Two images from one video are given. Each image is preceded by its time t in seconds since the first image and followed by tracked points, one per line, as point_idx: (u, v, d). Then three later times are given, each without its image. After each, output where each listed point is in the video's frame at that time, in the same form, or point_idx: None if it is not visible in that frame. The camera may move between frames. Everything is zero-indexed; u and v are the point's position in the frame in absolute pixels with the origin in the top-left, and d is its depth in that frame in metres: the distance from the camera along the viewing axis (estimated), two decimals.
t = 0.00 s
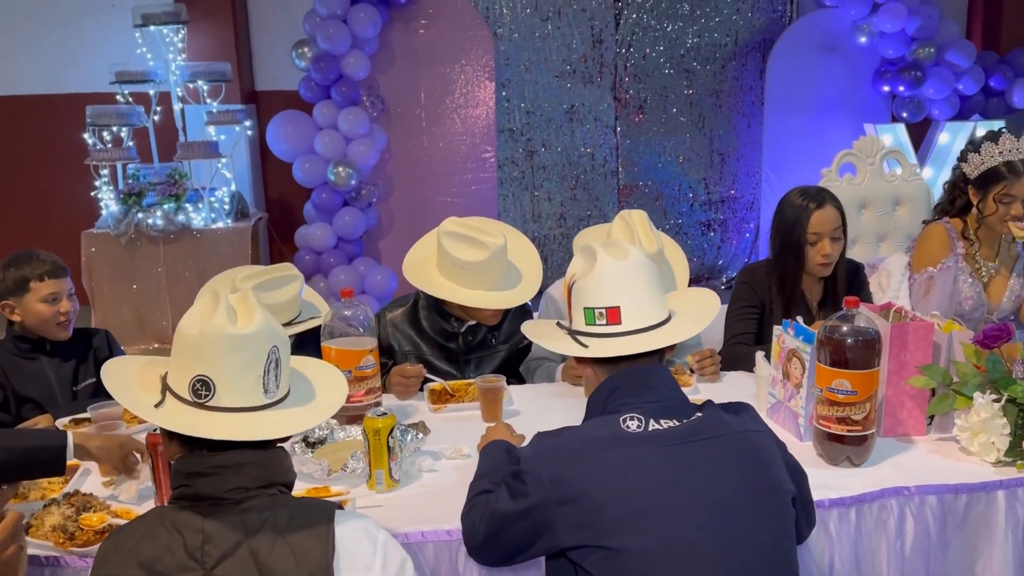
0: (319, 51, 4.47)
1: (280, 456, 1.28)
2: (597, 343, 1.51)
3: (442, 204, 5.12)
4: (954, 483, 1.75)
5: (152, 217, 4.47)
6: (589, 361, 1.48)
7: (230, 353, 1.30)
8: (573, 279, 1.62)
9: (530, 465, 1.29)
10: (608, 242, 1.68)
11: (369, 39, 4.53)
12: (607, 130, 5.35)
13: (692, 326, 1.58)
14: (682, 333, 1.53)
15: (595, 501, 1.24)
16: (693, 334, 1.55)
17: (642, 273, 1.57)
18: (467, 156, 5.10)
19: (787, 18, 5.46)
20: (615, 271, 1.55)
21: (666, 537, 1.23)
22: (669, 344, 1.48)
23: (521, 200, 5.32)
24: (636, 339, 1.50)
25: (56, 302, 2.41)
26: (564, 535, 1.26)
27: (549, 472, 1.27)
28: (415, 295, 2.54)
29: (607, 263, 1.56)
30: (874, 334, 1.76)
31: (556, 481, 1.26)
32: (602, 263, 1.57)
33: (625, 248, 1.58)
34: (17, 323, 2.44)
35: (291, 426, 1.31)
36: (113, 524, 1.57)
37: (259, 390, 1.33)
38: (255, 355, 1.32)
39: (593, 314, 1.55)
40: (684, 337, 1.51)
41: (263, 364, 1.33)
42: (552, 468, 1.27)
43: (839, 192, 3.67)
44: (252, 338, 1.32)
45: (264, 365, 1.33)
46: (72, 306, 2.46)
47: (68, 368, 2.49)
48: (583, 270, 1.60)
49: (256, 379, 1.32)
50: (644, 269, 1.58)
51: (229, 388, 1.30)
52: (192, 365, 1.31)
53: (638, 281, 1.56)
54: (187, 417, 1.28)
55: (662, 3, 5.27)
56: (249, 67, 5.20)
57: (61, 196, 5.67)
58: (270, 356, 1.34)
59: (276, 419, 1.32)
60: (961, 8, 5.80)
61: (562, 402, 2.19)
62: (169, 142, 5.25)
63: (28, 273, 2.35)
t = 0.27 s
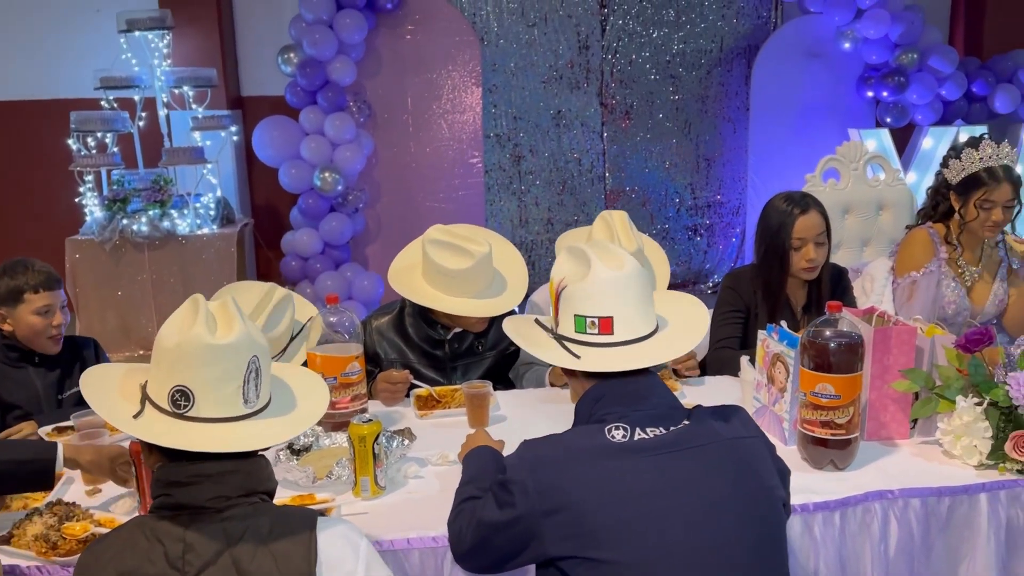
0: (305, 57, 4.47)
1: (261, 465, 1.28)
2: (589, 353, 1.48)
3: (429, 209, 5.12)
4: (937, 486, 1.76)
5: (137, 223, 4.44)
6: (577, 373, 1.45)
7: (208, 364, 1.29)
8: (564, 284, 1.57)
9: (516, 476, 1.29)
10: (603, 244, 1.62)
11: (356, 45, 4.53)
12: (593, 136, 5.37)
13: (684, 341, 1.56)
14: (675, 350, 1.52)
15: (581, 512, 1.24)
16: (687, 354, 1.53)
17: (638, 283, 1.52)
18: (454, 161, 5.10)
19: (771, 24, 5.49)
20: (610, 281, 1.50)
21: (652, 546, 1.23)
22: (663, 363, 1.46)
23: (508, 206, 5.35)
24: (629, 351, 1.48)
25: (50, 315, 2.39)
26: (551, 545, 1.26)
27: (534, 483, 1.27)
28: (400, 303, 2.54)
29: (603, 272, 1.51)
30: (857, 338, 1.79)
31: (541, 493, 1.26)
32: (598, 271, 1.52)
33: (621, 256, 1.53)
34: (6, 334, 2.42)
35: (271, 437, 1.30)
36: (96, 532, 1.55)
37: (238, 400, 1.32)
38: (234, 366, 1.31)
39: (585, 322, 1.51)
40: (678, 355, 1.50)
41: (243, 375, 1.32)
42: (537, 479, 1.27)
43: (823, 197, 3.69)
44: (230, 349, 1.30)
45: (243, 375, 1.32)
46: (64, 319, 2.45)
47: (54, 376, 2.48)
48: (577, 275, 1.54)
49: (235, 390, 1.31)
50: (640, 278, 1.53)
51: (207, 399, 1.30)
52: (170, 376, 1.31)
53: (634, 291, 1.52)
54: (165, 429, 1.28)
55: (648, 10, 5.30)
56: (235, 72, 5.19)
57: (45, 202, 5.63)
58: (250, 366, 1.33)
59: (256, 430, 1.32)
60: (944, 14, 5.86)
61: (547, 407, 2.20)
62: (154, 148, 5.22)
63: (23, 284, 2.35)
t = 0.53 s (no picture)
0: (290, 62, 4.45)
1: (243, 473, 1.29)
2: (578, 373, 1.42)
3: (416, 215, 5.11)
4: (919, 490, 1.77)
5: (121, 229, 4.41)
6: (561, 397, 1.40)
7: (189, 372, 1.29)
8: (547, 299, 1.47)
9: (495, 488, 1.29)
10: (590, 251, 1.52)
11: (341, 50, 4.53)
12: (580, 141, 5.38)
13: (671, 356, 1.52)
14: (664, 368, 1.48)
15: (558, 525, 1.24)
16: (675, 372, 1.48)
17: (629, 300, 1.45)
18: (441, 167, 5.10)
19: (756, 30, 5.53)
20: (601, 302, 1.41)
21: (633, 554, 1.24)
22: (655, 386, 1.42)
23: (495, 211, 5.35)
24: (618, 370, 1.43)
25: (37, 322, 2.38)
26: (530, 558, 1.26)
27: (512, 495, 1.28)
28: (386, 308, 2.54)
29: (593, 291, 1.42)
30: (838, 343, 1.80)
31: (519, 505, 1.27)
32: (588, 289, 1.42)
33: (611, 273, 1.44)
34: None
35: (253, 443, 1.32)
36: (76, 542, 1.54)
37: (218, 408, 1.32)
38: (213, 374, 1.31)
39: (572, 340, 1.44)
40: (668, 376, 1.45)
41: (223, 382, 1.33)
42: (514, 490, 1.28)
43: (806, 202, 3.72)
44: (209, 356, 1.30)
45: (223, 383, 1.33)
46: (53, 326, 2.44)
47: (40, 383, 2.46)
48: (565, 290, 1.45)
49: (215, 398, 1.32)
50: (630, 296, 1.45)
51: (188, 408, 1.30)
52: (147, 387, 1.30)
53: (624, 309, 1.44)
54: (146, 439, 1.28)
55: (633, 15, 5.33)
56: (220, 78, 5.17)
57: (28, 208, 5.58)
58: (229, 373, 1.33)
59: (237, 436, 1.33)
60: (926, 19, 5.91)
61: (532, 413, 2.20)
62: (138, 153, 5.20)
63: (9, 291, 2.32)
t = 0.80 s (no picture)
0: (276, 66, 4.45)
1: (223, 479, 1.28)
2: (555, 371, 1.45)
3: (403, 219, 5.10)
4: (902, 492, 1.78)
5: (105, 233, 4.39)
6: (538, 393, 1.42)
7: (168, 377, 1.28)
8: (521, 300, 1.50)
9: (472, 491, 1.31)
10: (559, 251, 1.56)
11: (328, 54, 4.53)
12: (567, 145, 5.44)
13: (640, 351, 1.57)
14: (636, 360, 1.52)
15: (535, 530, 1.25)
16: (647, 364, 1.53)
17: (600, 295, 1.50)
18: (428, 171, 5.07)
19: (741, 34, 5.56)
20: (575, 298, 1.46)
21: (611, 560, 1.24)
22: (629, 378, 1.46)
23: (483, 215, 5.40)
24: (595, 365, 1.47)
25: (17, 317, 2.36)
26: (508, 563, 1.27)
27: (489, 497, 1.29)
28: (371, 312, 2.53)
29: (567, 288, 1.46)
30: (821, 345, 1.81)
31: (496, 508, 1.28)
32: (562, 285, 1.47)
33: (583, 270, 1.49)
34: None
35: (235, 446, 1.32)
36: (57, 548, 1.53)
37: (199, 412, 1.32)
38: (193, 377, 1.31)
39: (548, 338, 1.47)
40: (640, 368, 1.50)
41: (202, 386, 1.32)
42: (490, 492, 1.29)
43: (790, 207, 3.74)
44: (190, 359, 1.30)
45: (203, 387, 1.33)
46: (32, 321, 2.42)
47: (23, 387, 2.44)
48: (539, 288, 1.49)
49: (195, 402, 1.32)
50: (601, 292, 1.50)
51: (168, 413, 1.29)
52: (127, 392, 1.29)
53: (597, 303, 1.49)
54: (126, 445, 1.27)
55: (619, 20, 5.36)
56: (206, 82, 5.16)
57: (12, 212, 5.54)
58: (209, 377, 1.33)
59: (218, 441, 1.33)
60: (910, 24, 5.97)
61: (517, 417, 2.20)
62: (124, 158, 5.18)
63: None
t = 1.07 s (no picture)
0: (262, 69, 4.43)
1: (207, 483, 1.28)
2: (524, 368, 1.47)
3: (390, 222, 5.10)
4: (884, 494, 1.79)
5: (90, 237, 4.36)
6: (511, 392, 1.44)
7: (146, 382, 1.27)
8: (491, 299, 1.54)
9: (454, 497, 1.31)
10: (531, 254, 1.59)
11: (314, 57, 4.52)
12: (554, 149, 5.46)
13: (617, 348, 1.57)
14: (609, 357, 1.52)
15: (515, 535, 1.26)
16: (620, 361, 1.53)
17: (568, 293, 1.52)
18: (415, 174, 5.07)
19: (727, 39, 5.58)
20: (542, 294, 1.49)
21: (591, 565, 1.25)
22: (599, 374, 1.46)
23: (470, 218, 5.42)
24: (564, 363, 1.48)
25: None
26: (489, 568, 1.28)
27: (468, 503, 1.30)
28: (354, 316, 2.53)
29: (533, 285, 1.49)
30: (804, 348, 1.82)
31: (475, 514, 1.29)
32: (528, 284, 1.50)
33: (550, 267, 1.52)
34: None
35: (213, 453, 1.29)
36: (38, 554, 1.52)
37: (177, 418, 1.31)
38: (171, 384, 1.29)
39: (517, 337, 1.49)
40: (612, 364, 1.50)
41: (182, 391, 1.31)
42: (471, 499, 1.30)
43: (775, 210, 3.75)
44: (166, 366, 1.29)
45: (182, 393, 1.31)
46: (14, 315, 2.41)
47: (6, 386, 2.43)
48: (507, 289, 1.52)
49: (174, 408, 1.30)
50: (570, 289, 1.53)
51: (146, 419, 1.28)
52: (106, 397, 1.29)
53: (565, 302, 1.51)
54: (104, 449, 1.27)
55: (606, 24, 5.38)
56: (192, 85, 5.14)
57: None
58: (188, 383, 1.31)
59: (198, 447, 1.31)
60: (895, 29, 6.01)
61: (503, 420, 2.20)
62: (109, 161, 5.15)
63: None
